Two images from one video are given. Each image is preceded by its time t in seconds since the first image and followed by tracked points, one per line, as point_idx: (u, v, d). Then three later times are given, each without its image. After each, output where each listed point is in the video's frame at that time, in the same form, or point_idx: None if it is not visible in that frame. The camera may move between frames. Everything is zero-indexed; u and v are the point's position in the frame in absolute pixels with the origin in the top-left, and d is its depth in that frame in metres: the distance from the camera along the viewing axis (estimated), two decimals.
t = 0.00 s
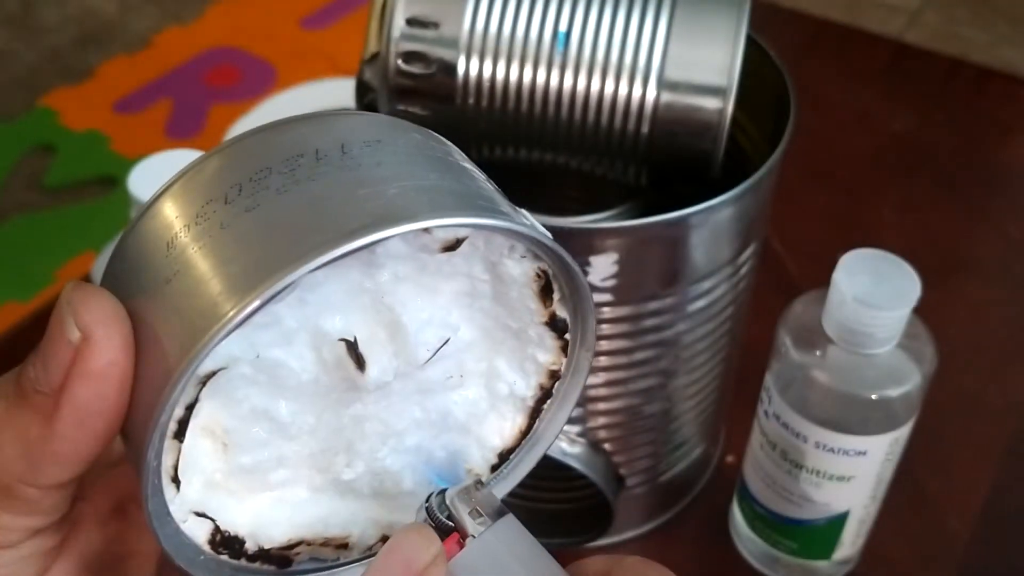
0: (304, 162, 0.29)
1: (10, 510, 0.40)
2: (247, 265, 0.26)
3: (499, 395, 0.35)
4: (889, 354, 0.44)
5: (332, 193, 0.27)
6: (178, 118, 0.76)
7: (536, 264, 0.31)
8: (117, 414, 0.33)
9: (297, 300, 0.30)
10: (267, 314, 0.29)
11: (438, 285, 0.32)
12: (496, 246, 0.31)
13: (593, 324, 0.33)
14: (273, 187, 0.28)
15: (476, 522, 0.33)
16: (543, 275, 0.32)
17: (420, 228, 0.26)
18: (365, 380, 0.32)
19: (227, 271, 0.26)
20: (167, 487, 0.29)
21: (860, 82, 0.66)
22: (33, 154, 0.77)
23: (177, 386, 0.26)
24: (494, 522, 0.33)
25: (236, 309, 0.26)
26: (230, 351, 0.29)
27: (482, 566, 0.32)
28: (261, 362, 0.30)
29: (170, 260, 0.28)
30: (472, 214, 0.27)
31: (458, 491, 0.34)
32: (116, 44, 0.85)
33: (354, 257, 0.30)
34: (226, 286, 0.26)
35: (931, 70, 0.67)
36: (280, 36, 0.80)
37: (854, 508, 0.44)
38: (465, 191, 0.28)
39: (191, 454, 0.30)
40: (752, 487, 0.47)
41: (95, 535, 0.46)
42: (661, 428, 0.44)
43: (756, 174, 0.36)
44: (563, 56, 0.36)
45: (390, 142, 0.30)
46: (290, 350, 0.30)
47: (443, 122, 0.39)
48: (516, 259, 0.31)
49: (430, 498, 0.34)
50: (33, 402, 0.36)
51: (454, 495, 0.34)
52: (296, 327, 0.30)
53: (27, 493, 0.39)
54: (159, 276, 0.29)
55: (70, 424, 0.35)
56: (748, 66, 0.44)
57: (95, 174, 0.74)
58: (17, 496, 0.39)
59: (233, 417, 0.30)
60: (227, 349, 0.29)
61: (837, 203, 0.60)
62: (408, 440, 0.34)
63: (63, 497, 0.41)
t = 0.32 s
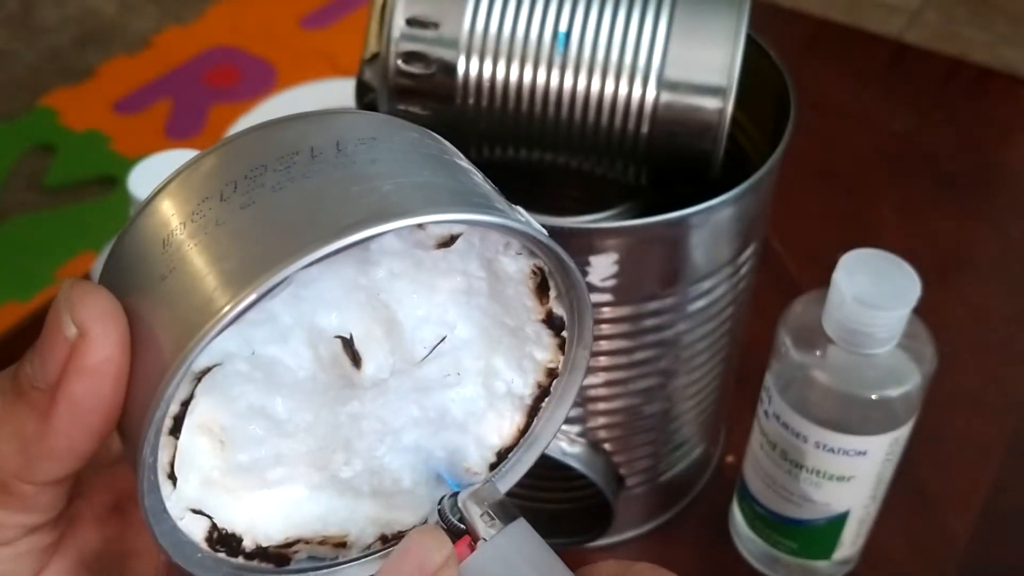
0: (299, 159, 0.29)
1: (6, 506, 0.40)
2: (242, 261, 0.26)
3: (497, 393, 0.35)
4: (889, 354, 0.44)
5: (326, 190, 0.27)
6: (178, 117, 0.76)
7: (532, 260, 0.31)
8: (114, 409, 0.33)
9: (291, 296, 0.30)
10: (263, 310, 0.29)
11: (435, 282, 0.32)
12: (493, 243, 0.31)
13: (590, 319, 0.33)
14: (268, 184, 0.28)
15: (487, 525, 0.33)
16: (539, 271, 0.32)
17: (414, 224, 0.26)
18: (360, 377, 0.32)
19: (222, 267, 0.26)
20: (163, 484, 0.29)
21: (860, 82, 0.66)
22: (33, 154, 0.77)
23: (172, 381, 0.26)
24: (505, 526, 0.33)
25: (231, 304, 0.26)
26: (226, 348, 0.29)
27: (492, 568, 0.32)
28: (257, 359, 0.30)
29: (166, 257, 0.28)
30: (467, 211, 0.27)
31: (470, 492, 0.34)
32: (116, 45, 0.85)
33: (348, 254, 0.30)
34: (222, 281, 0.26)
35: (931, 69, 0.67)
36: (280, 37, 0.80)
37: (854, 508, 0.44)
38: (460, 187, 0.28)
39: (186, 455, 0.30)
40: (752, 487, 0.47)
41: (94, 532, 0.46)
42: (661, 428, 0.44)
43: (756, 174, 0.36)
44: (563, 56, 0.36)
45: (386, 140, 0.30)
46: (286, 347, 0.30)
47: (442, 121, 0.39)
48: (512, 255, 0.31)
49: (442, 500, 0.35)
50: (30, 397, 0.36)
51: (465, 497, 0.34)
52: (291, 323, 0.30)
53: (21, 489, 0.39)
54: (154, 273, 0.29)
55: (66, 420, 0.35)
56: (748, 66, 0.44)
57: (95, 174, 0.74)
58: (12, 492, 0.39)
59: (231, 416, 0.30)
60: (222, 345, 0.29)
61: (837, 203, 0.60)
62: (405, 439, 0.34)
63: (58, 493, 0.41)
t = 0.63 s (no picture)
0: (303, 162, 0.29)
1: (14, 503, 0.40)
2: (246, 260, 0.26)
3: (497, 394, 0.35)
4: (888, 354, 0.44)
5: (331, 191, 0.27)
6: (178, 117, 0.76)
7: (532, 261, 0.32)
8: (123, 404, 0.33)
9: (296, 295, 0.30)
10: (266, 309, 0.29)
11: (436, 282, 0.32)
12: (493, 245, 0.31)
13: (589, 322, 0.33)
14: (273, 186, 0.28)
15: (463, 516, 0.33)
16: (538, 273, 0.32)
17: (415, 223, 0.26)
18: (364, 377, 0.32)
19: (226, 266, 0.26)
20: (169, 480, 0.29)
21: (860, 82, 0.66)
22: (33, 154, 0.77)
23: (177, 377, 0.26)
24: (481, 518, 0.33)
25: (236, 303, 0.26)
26: (232, 345, 0.29)
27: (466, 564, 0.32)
28: (263, 355, 0.30)
29: (172, 257, 0.28)
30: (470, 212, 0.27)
31: (443, 484, 0.34)
32: (116, 45, 0.85)
33: (351, 253, 0.30)
34: (227, 280, 0.26)
35: (931, 69, 0.67)
36: (280, 37, 0.80)
37: (854, 508, 0.44)
38: (460, 189, 0.28)
39: (190, 451, 0.29)
40: (752, 487, 0.47)
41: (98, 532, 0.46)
42: (661, 429, 0.44)
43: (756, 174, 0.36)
44: (563, 56, 0.36)
45: (389, 144, 0.30)
46: (290, 346, 0.30)
47: (445, 122, 0.39)
48: (512, 257, 0.31)
49: (416, 491, 0.34)
50: (37, 394, 0.36)
51: (440, 489, 0.33)
52: (296, 322, 0.30)
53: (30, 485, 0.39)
54: (161, 274, 0.29)
55: (73, 416, 0.35)
56: (748, 66, 0.44)
57: (95, 174, 0.74)
58: (20, 488, 0.39)
59: (235, 413, 0.30)
60: (228, 342, 0.29)
61: (837, 203, 0.60)
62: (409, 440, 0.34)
63: (66, 491, 0.41)
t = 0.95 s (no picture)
0: (300, 156, 0.29)
1: (15, 497, 0.40)
2: (241, 251, 0.26)
3: (494, 390, 0.35)
4: (889, 354, 0.44)
5: (326, 183, 0.27)
6: (178, 117, 0.76)
7: (526, 255, 0.32)
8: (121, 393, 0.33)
9: (292, 286, 0.30)
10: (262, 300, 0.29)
11: (431, 277, 0.32)
12: (488, 239, 0.31)
13: (585, 318, 0.33)
14: (269, 180, 0.28)
15: (459, 518, 0.33)
16: (533, 268, 0.32)
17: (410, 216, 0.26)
18: (360, 376, 0.33)
19: (222, 257, 0.26)
20: (167, 471, 0.29)
21: (859, 81, 0.66)
22: (33, 154, 0.77)
23: (175, 367, 0.26)
24: (477, 519, 0.33)
25: (232, 293, 0.26)
26: (228, 335, 0.29)
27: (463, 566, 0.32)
28: (261, 345, 0.30)
29: (169, 251, 0.28)
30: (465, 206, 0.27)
31: (441, 487, 0.34)
32: (116, 45, 0.85)
33: (348, 246, 0.30)
34: (223, 271, 0.26)
35: (931, 69, 0.67)
36: (280, 37, 0.80)
37: (854, 508, 0.44)
38: (454, 182, 0.28)
39: (188, 440, 0.29)
40: (752, 487, 0.47)
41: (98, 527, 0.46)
42: (661, 428, 0.44)
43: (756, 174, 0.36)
44: (563, 56, 0.36)
45: (385, 139, 0.30)
46: (286, 339, 0.31)
47: (444, 122, 0.39)
48: (507, 251, 0.31)
49: (413, 494, 0.34)
50: (36, 383, 0.36)
51: (435, 490, 0.34)
52: (292, 316, 0.30)
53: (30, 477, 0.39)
54: (159, 267, 0.29)
55: (71, 407, 0.35)
56: (748, 66, 0.44)
57: (95, 174, 0.74)
58: (20, 481, 0.39)
59: (231, 405, 0.30)
60: (224, 333, 0.28)
61: (837, 203, 0.60)
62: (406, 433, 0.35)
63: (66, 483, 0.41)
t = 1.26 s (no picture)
0: (299, 154, 0.29)
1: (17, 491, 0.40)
2: (242, 246, 0.26)
3: (492, 389, 0.35)
4: (888, 354, 0.44)
5: (326, 179, 0.27)
6: (178, 118, 0.76)
7: (525, 254, 0.31)
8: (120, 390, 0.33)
9: (293, 285, 0.29)
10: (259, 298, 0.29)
11: (430, 275, 0.32)
12: (487, 237, 0.31)
13: (583, 319, 0.33)
14: (269, 177, 0.28)
15: (454, 520, 0.33)
16: (531, 265, 0.32)
17: (408, 212, 0.26)
18: (362, 378, 0.32)
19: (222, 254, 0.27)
20: (167, 468, 0.29)
21: (859, 81, 0.66)
22: (33, 154, 0.77)
23: (174, 363, 0.26)
24: (471, 521, 0.33)
25: (232, 290, 0.26)
26: (227, 332, 0.28)
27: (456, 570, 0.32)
28: (262, 343, 0.30)
29: (169, 248, 0.28)
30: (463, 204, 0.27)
31: (436, 490, 0.34)
32: (116, 45, 0.85)
33: (348, 243, 0.30)
34: (222, 267, 0.26)
35: (932, 69, 0.67)
36: (280, 37, 0.80)
37: (854, 508, 0.44)
38: (452, 180, 0.29)
39: (188, 436, 0.30)
40: (752, 487, 0.47)
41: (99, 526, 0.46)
42: (662, 429, 0.44)
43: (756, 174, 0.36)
44: (563, 56, 0.36)
45: (385, 138, 0.30)
46: (286, 337, 0.30)
47: (444, 122, 0.39)
48: (506, 250, 0.31)
49: (409, 497, 0.34)
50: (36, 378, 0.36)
51: (432, 493, 0.33)
52: (292, 313, 0.30)
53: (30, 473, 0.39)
54: (159, 264, 0.29)
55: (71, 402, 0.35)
56: (748, 66, 0.44)
57: (95, 174, 0.74)
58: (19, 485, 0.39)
59: (232, 404, 0.30)
60: (225, 330, 0.28)
61: (837, 203, 0.60)
62: (408, 432, 0.34)
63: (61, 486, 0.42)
